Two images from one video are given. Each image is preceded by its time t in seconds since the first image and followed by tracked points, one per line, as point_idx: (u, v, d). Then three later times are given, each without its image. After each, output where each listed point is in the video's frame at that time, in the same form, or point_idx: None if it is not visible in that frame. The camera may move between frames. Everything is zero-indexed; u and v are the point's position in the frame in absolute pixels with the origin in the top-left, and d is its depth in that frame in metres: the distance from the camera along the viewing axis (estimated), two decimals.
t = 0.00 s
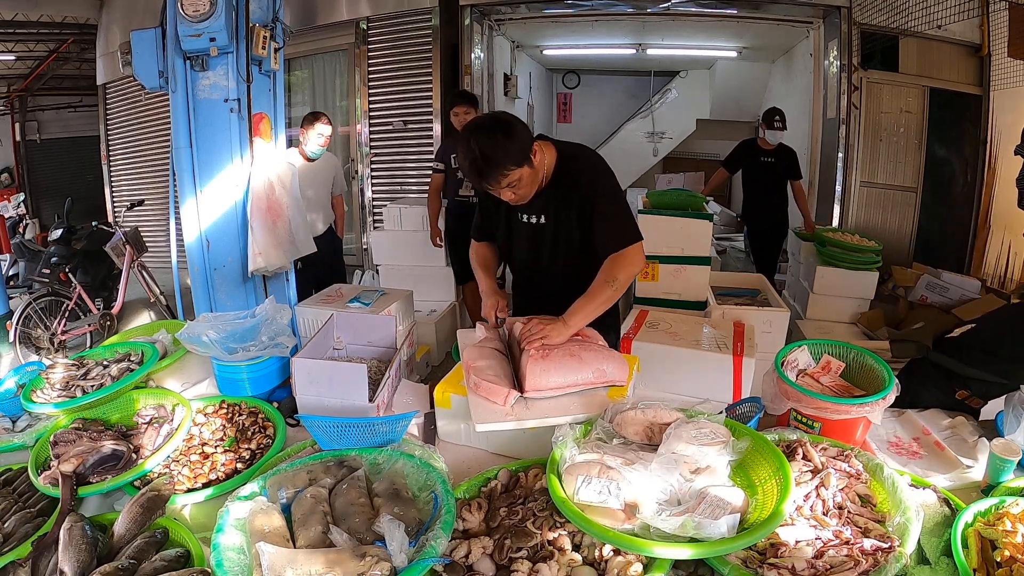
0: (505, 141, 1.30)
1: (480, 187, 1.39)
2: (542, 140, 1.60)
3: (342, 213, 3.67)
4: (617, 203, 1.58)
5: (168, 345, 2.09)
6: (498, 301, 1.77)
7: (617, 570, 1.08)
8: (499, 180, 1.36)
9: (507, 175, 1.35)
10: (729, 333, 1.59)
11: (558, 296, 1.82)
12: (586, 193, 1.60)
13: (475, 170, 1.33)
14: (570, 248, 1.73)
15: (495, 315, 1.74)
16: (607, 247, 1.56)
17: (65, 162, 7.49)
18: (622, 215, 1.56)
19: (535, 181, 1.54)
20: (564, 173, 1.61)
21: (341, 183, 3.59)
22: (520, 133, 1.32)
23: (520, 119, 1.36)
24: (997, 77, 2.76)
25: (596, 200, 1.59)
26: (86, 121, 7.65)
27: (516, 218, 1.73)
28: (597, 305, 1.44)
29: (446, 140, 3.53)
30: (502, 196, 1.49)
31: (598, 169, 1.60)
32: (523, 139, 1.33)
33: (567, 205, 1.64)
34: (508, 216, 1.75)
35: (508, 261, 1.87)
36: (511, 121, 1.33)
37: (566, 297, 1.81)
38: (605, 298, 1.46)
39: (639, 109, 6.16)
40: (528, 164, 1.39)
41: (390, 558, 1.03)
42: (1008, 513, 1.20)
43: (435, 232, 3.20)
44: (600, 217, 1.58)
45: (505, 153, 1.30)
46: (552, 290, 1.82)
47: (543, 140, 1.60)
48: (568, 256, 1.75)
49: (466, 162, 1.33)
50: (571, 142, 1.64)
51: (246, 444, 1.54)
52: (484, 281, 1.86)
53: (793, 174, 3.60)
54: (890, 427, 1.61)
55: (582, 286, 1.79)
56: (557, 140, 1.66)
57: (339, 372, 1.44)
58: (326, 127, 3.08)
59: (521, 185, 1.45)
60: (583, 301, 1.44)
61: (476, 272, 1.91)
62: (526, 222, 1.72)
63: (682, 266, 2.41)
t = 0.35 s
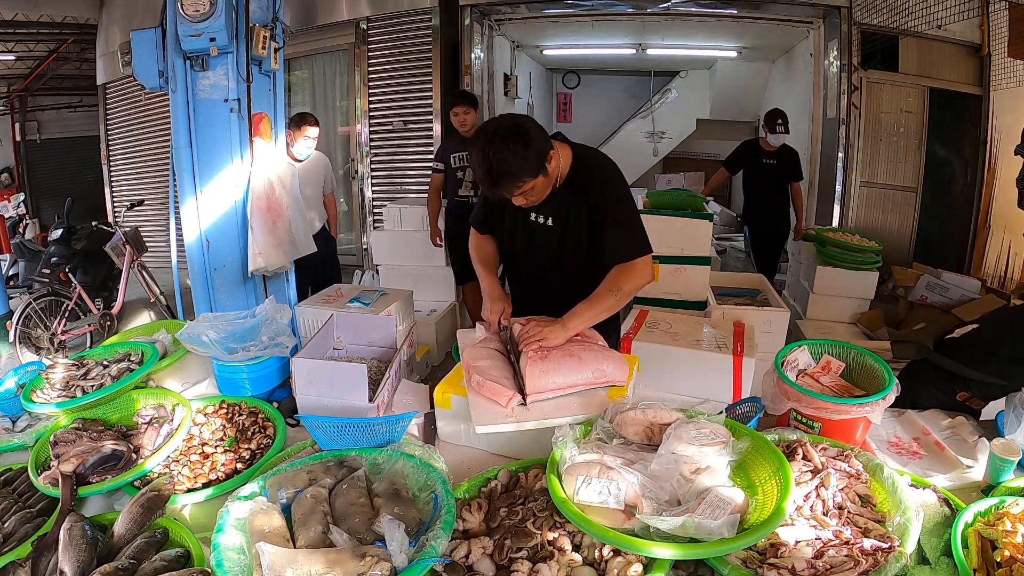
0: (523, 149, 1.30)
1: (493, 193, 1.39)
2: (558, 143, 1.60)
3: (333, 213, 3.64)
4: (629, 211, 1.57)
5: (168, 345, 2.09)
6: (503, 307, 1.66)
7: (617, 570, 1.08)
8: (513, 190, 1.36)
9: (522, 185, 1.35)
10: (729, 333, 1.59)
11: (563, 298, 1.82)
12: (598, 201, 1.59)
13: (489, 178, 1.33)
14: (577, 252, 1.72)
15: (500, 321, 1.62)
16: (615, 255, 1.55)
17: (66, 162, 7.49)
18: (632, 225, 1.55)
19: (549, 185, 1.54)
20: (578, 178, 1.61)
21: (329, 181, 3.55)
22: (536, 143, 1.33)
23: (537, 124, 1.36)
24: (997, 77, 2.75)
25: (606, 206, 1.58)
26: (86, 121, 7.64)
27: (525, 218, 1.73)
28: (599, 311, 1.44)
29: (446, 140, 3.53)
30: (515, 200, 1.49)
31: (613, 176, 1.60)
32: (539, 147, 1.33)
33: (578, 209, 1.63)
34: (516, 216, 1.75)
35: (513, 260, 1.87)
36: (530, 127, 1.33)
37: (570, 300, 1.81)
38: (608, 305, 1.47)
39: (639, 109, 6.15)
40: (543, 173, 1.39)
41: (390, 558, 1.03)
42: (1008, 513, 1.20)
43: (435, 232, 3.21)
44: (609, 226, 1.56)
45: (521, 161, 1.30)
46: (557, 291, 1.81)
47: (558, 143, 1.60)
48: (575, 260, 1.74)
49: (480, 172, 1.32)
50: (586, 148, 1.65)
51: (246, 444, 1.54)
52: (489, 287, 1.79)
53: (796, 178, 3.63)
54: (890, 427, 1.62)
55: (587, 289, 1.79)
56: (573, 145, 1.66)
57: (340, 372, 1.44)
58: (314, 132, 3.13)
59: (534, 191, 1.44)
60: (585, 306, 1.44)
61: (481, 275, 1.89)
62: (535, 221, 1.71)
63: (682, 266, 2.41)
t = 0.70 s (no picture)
0: (527, 130, 1.30)
1: (493, 169, 1.39)
2: (565, 132, 1.60)
3: (330, 213, 3.62)
4: (627, 207, 1.57)
5: (168, 345, 2.09)
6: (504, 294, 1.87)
7: (617, 570, 1.08)
8: (514, 168, 1.36)
9: (524, 165, 1.36)
10: (729, 333, 1.59)
11: (556, 288, 1.83)
12: (598, 196, 1.59)
13: (491, 155, 1.34)
14: (573, 243, 1.73)
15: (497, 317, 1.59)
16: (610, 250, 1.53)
17: (66, 163, 7.49)
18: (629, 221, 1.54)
19: (554, 171, 1.54)
20: (580, 170, 1.61)
21: (327, 180, 3.54)
22: (541, 124, 1.32)
23: (544, 109, 1.35)
24: (998, 77, 2.76)
25: (605, 202, 1.58)
26: (86, 121, 7.64)
27: (525, 204, 1.74)
28: (596, 311, 1.42)
29: (445, 140, 3.52)
30: (517, 181, 1.49)
31: (616, 172, 1.60)
32: (544, 131, 1.33)
33: (578, 202, 1.64)
34: (517, 202, 1.75)
35: (511, 246, 1.88)
36: (536, 109, 1.33)
37: (564, 292, 1.82)
38: (605, 304, 1.44)
39: (639, 109, 6.15)
40: (546, 157, 1.39)
41: (390, 558, 1.03)
42: (1008, 513, 1.20)
43: (434, 232, 3.20)
44: (606, 219, 1.56)
45: (524, 142, 1.31)
46: (552, 280, 1.82)
47: (565, 132, 1.60)
48: (569, 251, 1.75)
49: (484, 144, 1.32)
50: (593, 144, 1.65)
51: (246, 444, 1.54)
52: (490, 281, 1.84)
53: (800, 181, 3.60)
54: (890, 427, 1.62)
55: (581, 282, 1.80)
56: (580, 139, 1.66)
57: (340, 372, 1.44)
58: (309, 135, 3.18)
59: (536, 174, 1.44)
60: (584, 305, 1.42)
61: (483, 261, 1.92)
62: (534, 208, 1.72)
63: (681, 266, 2.41)
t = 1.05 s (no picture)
0: (530, 140, 1.30)
1: (496, 178, 1.39)
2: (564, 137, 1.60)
3: (329, 212, 3.62)
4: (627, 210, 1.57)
5: (168, 345, 2.08)
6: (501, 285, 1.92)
7: (617, 570, 1.08)
8: (517, 178, 1.36)
9: (527, 174, 1.35)
10: (729, 333, 1.59)
11: (558, 289, 1.83)
12: (598, 198, 1.59)
13: (497, 166, 1.33)
14: (572, 245, 1.73)
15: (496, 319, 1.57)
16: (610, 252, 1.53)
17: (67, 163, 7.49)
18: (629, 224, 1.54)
19: (555, 177, 1.54)
20: (580, 173, 1.61)
21: (326, 180, 3.54)
22: (546, 132, 1.32)
23: (548, 118, 1.35)
24: (998, 78, 2.79)
25: (604, 204, 1.58)
26: (86, 121, 7.64)
27: (525, 208, 1.74)
28: (596, 311, 1.41)
29: (445, 140, 3.52)
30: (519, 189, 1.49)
31: (615, 174, 1.60)
32: (547, 140, 1.32)
33: (577, 203, 1.64)
34: (515, 206, 1.75)
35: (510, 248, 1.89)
36: (540, 117, 1.32)
37: (564, 291, 1.83)
38: (605, 304, 1.44)
39: (639, 109, 6.15)
40: (548, 166, 1.38)
41: (390, 558, 1.03)
42: (1008, 513, 1.20)
43: (434, 232, 3.19)
44: (606, 222, 1.56)
45: (528, 152, 1.30)
46: (552, 280, 1.83)
47: (564, 137, 1.60)
48: (569, 253, 1.75)
49: (487, 157, 1.32)
50: (592, 147, 1.65)
51: (246, 444, 1.54)
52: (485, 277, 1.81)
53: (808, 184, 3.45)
54: (890, 427, 1.61)
55: (582, 282, 1.80)
56: (579, 143, 1.66)
57: (339, 373, 1.44)
58: (308, 134, 3.19)
59: (538, 182, 1.44)
60: (583, 306, 1.41)
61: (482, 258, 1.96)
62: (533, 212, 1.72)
63: (682, 266, 2.41)
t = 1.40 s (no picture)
0: (519, 147, 1.29)
1: (487, 184, 1.39)
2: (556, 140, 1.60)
3: (329, 212, 3.62)
4: (624, 210, 1.57)
5: (168, 345, 2.08)
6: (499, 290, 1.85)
7: (617, 570, 1.08)
8: (508, 184, 1.36)
9: (517, 181, 1.35)
10: (729, 333, 1.59)
11: (558, 291, 1.83)
12: (594, 200, 1.59)
13: (486, 172, 1.34)
14: (571, 248, 1.73)
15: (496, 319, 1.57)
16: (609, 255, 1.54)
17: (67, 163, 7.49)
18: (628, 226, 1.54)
19: (548, 181, 1.54)
20: (574, 176, 1.61)
21: (326, 180, 3.53)
22: (535, 139, 1.32)
23: (538, 123, 1.35)
24: (997, 78, 2.77)
25: (601, 205, 1.58)
26: (87, 121, 7.64)
27: (522, 213, 1.74)
28: (599, 309, 1.41)
29: (445, 140, 3.53)
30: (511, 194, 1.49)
31: (610, 175, 1.60)
32: (537, 147, 1.32)
33: (574, 206, 1.64)
34: (510, 210, 1.75)
35: (506, 252, 1.89)
36: (528, 124, 1.32)
37: (564, 293, 1.82)
38: (606, 303, 1.44)
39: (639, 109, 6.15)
40: (540, 171, 1.38)
41: (390, 558, 1.03)
42: (1008, 513, 1.19)
43: (434, 232, 3.19)
44: (604, 223, 1.56)
45: (517, 158, 1.30)
46: (550, 282, 1.83)
47: (557, 141, 1.60)
48: (568, 256, 1.75)
49: (477, 164, 1.32)
50: (584, 149, 1.65)
51: (246, 444, 1.54)
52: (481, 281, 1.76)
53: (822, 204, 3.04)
54: (891, 427, 1.61)
55: (582, 284, 1.80)
56: (573, 145, 1.66)
57: (339, 373, 1.44)
58: (307, 134, 3.19)
59: (530, 188, 1.44)
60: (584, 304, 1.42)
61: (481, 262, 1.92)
62: (528, 216, 1.72)
63: (682, 266, 2.41)
